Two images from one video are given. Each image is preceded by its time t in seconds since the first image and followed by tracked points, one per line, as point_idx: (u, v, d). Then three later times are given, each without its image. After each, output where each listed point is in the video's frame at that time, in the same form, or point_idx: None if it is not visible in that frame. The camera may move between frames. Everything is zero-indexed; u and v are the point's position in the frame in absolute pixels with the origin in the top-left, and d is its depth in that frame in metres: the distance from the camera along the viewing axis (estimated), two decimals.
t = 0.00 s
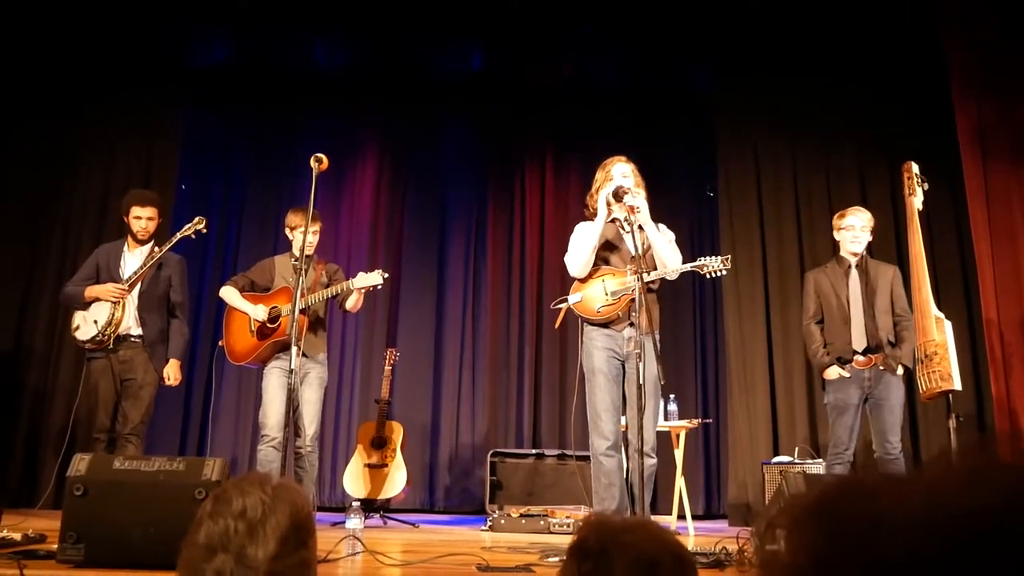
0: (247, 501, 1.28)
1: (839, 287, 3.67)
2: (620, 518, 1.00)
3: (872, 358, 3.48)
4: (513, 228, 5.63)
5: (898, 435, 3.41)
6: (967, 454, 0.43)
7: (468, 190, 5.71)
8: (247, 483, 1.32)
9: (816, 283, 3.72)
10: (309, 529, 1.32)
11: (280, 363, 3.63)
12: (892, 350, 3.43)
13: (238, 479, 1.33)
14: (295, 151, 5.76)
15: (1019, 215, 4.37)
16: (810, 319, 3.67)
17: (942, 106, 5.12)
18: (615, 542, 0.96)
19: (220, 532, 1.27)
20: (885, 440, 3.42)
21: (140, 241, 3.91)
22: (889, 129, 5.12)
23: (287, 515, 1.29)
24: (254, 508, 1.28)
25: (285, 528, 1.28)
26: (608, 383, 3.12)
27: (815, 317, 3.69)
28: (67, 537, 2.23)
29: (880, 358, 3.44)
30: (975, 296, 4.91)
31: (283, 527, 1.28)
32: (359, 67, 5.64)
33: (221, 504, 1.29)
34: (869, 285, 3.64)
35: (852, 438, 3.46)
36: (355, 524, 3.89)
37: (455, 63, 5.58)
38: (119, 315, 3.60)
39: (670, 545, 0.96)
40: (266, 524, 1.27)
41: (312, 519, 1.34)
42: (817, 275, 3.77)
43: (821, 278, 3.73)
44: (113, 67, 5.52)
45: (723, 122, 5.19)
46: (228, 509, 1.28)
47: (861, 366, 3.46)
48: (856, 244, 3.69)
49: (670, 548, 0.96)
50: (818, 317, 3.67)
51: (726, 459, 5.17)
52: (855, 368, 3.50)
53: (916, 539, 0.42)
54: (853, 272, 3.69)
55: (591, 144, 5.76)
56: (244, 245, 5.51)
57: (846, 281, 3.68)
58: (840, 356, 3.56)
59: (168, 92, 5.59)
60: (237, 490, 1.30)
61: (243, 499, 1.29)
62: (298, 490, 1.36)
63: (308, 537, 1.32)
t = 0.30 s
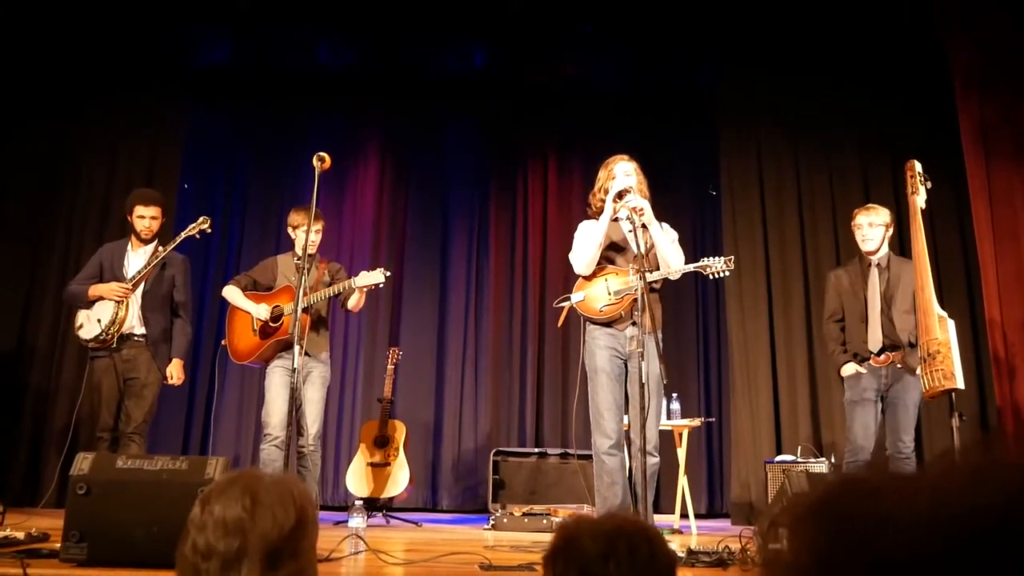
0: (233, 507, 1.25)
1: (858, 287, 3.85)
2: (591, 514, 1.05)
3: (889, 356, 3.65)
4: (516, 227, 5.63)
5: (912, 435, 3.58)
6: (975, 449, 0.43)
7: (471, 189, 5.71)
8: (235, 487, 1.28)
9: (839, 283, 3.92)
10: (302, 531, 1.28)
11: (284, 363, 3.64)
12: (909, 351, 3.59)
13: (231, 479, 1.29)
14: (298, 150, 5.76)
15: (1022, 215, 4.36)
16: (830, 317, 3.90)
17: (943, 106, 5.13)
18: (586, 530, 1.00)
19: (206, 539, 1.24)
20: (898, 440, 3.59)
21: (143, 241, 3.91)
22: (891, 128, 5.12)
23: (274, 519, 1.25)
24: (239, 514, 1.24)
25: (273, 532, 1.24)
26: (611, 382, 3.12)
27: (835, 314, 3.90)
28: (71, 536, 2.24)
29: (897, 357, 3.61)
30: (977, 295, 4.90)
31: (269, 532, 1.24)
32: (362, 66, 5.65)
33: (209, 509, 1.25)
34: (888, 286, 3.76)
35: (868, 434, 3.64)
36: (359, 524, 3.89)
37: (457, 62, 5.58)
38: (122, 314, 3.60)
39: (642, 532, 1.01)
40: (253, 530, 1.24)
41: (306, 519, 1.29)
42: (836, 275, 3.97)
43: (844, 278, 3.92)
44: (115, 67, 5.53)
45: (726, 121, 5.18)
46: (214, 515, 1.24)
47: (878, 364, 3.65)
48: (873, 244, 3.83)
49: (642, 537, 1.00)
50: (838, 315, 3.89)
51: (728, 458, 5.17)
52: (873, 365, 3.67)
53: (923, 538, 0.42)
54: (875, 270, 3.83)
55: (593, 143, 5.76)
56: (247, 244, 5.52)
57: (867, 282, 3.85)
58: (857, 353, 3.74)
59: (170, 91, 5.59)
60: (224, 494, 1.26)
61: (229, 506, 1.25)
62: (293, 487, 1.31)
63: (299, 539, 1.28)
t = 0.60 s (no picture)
0: (220, 520, 1.19)
1: (866, 287, 3.87)
2: (578, 517, 1.13)
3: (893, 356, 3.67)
4: (517, 227, 5.63)
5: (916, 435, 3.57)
6: (976, 452, 0.43)
7: (472, 188, 5.71)
8: (223, 497, 1.22)
9: (849, 282, 3.95)
10: (295, 538, 1.20)
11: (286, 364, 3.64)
12: (913, 350, 3.59)
13: (223, 486, 1.23)
14: (300, 149, 5.76)
15: None
16: (840, 315, 3.93)
17: (944, 105, 5.12)
18: (569, 531, 1.08)
19: (196, 555, 1.20)
20: (903, 439, 3.59)
21: (146, 241, 3.92)
22: (892, 128, 5.11)
23: (260, 533, 1.18)
24: (223, 529, 1.18)
25: (259, 545, 1.17)
26: (613, 381, 3.12)
27: (844, 313, 3.93)
28: (73, 536, 2.24)
29: (902, 357, 3.61)
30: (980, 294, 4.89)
31: (255, 547, 1.17)
32: (364, 65, 5.66)
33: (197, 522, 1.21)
34: (896, 285, 3.76)
35: (872, 431, 3.68)
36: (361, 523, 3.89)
37: (458, 61, 5.58)
38: (126, 314, 3.60)
39: (624, 526, 1.09)
40: (239, 544, 1.18)
41: (300, 525, 1.21)
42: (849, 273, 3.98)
43: (853, 277, 3.95)
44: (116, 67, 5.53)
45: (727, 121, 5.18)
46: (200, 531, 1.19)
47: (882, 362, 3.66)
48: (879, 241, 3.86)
49: (624, 529, 1.08)
50: (847, 313, 3.92)
51: (731, 458, 5.17)
52: (877, 364, 3.69)
53: (926, 539, 0.42)
54: (884, 268, 3.84)
55: (596, 141, 5.75)
56: (248, 245, 5.52)
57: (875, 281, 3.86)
58: (863, 351, 3.77)
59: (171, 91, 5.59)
60: (212, 506, 1.21)
61: (215, 520, 1.19)
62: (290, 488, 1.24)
63: (293, 546, 1.20)
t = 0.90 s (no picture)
0: (211, 529, 1.19)
1: (870, 287, 3.86)
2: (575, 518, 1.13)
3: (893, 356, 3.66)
4: (519, 227, 5.63)
5: (916, 435, 3.57)
6: (979, 454, 0.43)
7: (474, 187, 5.71)
8: (214, 505, 1.21)
9: (853, 282, 3.94)
10: (288, 542, 1.19)
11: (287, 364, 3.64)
12: (914, 351, 3.59)
13: (215, 492, 1.23)
14: (302, 148, 5.76)
15: None
16: (844, 314, 3.92)
17: (946, 105, 5.12)
18: (566, 533, 1.08)
19: (190, 562, 1.20)
20: (903, 439, 3.59)
21: (148, 241, 3.92)
22: (894, 127, 5.11)
23: (252, 541, 1.17)
24: (214, 539, 1.18)
25: (252, 553, 1.17)
26: (614, 381, 3.12)
27: (848, 311, 3.92)
28: (75, 536, 2.24)
29: (902, 357, 3.61)
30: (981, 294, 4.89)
31: (248, 555, 1.17)
32: (365, 64, 5.66)
33: (189, 532, 1.20)
34: (899, 284, 3.75)
35: (872, 430, 3.68)
36: (361, 523, 3.89)
37: (460, 60, 5.58)
38: (128, 314, 3.60)
39: (622, 527, 1.09)
40: (231, 553, 1.17)
41: (292, 529, 1.20)
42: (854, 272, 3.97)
43: (858, 276, 3.94)
44: (117, 67, 5.52)
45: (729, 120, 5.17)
46: (193, 542, 1.19)
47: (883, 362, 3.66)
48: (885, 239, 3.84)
49: (621, 530, 1.08)
50: (851, 312, 3.92)
51: (732, 458, 5.17)
52: (878, 364, 3.69)
53: (929, 542, 0.42)
54: (887, 267, 3.83)
55: (598, 140, 5.74)
56: (250, 245, 5.52)
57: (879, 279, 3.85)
58: (864, 351, 3.76)
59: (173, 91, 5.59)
60: (203, 515, 1.20)
61: (207, 529, 1.19)
62: (282, 491, 1.22)
63: (286, 551, 1.19)
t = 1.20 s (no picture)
0: (205, 532, 1.19)
1: (873, 288, 3.86)
2: (566, 521, 1.13)
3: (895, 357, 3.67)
4: (519, 227, 5.63)
5: (917, 435, 3.57)
6: (981, 453, 0.43)
7: (475, 188, 5.70)
8: (208, 508, 1.21)
9: (855, 282, 3.94)
10: (284, 545, 1.20)
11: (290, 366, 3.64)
12: (915, 352, 3.59)
13: (210, 494, 1.23)
14: (303, 148, 5.76)
15: None
16: (846, 314, 3.92)
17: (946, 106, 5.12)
18: (557, 536, 1.08)
19: (185, 566, 1.19)
20: (904, 440, 3.59)
21: (149, 241, 3.91)
22: (894, 128, 5.11)
23: (247, 544, 1.17)
24: (209, 542, 1.18)
25: (247, 556, 1.17)
26: (615, 382, 3.12)
27: (851, 312, 3.93)
28: (76, 536, 2.24)
29: (904, 358, 3.61)
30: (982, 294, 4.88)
31: (243, 558, 1.17)
32: (366, 63, 5.66)
33: (184, 534, 1.20)
34: (902, 286, 3.75)
35: (874, 430, 3.68)
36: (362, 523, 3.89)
37: (461, 59, 5.58)
38: (129, 314, 3.60)
39: (613, 528, 1.09)
40: (226, 556, 1.17)
41: (287, 530, 1.20)
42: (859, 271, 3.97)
43: (861, 276, 3.94)
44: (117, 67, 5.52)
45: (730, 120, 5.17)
46: (188, 544, 1.19)
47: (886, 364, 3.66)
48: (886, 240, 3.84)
49: (611, 530, 1.08)
50: (853, 313, 3.93)
51: (733, 458, 5.16)
52: (881, 365, 3.70)
53: (930, 540, 0.42)
54: (890, 268, 3.83)
55: (599, 140, 5.75)
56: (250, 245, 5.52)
57: (882, 280, 3.85)
58: (866, 352, 3.78)
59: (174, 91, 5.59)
60: (198, 518, 1.20)
61: (201, 532, 1.19)
62: (276, 492, 1.22)
63: (282, 553, 1.20)
